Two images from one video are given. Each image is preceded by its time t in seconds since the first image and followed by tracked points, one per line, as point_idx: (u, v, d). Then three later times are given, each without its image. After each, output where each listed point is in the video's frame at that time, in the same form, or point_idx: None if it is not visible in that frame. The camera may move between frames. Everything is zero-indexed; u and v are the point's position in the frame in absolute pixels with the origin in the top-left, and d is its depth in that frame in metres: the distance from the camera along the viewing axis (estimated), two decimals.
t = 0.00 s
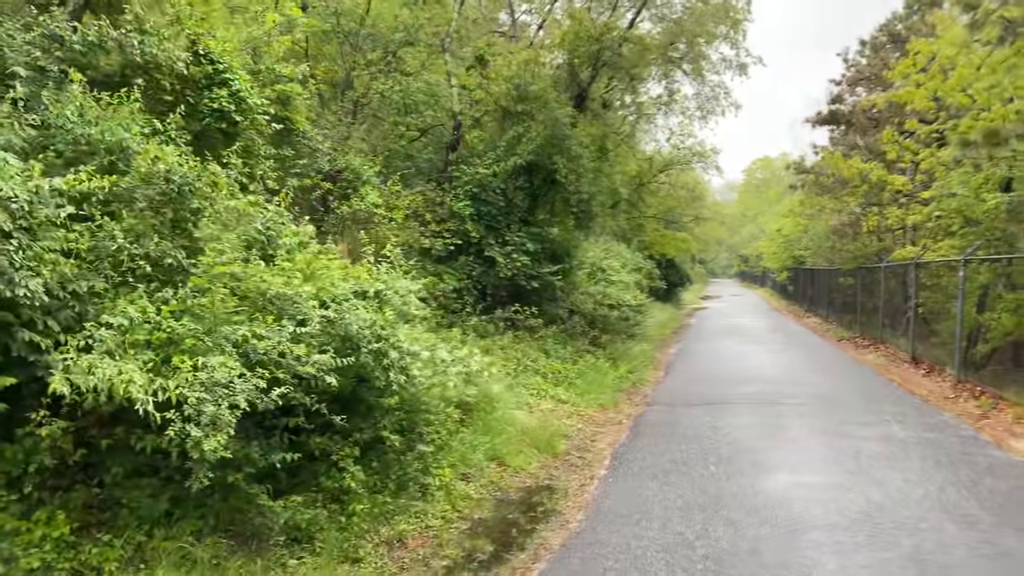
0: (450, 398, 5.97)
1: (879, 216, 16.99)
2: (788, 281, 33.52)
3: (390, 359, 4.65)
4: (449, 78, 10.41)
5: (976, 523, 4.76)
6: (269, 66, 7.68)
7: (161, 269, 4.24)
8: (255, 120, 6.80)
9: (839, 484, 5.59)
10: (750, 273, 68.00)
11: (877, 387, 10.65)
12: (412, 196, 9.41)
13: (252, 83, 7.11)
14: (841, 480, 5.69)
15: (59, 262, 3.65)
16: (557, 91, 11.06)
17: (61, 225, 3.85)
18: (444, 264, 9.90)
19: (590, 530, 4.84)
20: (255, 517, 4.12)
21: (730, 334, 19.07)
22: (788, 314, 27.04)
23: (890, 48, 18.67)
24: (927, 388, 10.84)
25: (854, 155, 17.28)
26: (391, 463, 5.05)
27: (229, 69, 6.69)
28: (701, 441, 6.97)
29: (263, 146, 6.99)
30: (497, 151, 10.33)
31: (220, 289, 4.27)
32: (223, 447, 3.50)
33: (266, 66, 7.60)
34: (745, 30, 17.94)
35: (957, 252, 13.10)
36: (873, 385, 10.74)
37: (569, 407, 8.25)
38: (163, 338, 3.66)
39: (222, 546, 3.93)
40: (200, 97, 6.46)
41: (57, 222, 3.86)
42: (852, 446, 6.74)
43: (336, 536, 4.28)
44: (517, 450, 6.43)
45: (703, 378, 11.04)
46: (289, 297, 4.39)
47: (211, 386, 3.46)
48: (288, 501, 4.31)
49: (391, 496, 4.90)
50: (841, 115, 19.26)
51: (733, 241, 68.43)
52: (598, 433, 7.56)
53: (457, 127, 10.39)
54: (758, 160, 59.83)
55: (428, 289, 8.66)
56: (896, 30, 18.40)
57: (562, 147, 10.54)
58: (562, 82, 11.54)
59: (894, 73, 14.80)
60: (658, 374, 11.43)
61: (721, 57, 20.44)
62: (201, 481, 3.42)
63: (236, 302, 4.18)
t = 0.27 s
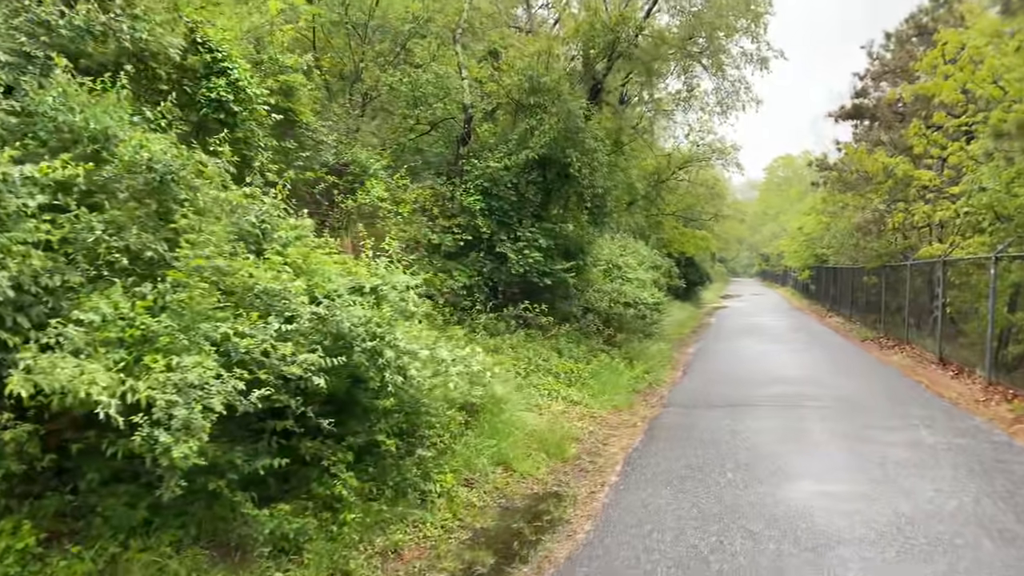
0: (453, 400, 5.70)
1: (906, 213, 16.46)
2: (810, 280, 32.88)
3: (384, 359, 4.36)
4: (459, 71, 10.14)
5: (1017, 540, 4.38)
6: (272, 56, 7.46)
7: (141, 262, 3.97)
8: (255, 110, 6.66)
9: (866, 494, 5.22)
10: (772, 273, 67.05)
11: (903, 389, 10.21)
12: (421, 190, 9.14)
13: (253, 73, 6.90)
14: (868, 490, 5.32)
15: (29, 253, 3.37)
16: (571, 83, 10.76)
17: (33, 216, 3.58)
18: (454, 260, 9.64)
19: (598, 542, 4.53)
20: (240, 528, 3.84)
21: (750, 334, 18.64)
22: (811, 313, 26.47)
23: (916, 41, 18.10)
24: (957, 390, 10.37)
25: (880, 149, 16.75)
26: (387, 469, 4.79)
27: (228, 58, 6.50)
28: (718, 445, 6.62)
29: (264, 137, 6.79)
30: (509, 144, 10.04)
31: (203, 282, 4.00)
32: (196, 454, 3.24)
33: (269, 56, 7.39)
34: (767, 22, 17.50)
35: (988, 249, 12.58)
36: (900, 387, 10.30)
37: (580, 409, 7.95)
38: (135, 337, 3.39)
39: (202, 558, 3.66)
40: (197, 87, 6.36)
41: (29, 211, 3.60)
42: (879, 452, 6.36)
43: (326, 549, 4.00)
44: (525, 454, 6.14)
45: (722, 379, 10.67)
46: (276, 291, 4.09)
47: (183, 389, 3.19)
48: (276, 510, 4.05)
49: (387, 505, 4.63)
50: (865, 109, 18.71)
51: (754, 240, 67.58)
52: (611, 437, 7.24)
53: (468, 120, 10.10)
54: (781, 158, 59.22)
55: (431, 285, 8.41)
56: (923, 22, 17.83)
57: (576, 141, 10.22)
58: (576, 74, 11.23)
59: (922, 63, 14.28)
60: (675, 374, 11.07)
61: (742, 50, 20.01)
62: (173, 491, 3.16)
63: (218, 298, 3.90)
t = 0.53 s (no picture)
0: (442, 407, 5.42)
1: (918, 213, 16.07)
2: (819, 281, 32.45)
3: (361, 367, 4.11)
4: (458, 66, 9.87)
5: None
6: (260, 48, 7.22)
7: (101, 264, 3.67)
8: (240, 103, 6.42)
9: (877, 511, 4.90)
10: (781, 273, 66.48)
11: (915, 394, 9.87)
12: (417, 188, 8.86)
13: (237, 66, 6.65)
14: (879, 506, 5.01)
15: None
16: (574, 79, 10.47)
17: None
18: (451, 260, 9.37)
19: (589, 562, 4.25)
20: (203, 548, 3.58)
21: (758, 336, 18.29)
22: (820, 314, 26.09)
23: (928, 38, 17.69)
24: (970, 396, 10.02)
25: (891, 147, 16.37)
26: (368, 482, 4.53)
27: (211, 49, 6.24)
28: (721, 456, 6.32)
29: (249, 132, 6.54)
30: (509, 141, 9.76)
31: (167, 285, 3.75)
32: (147, 472, 2.98)
33: (258, 49, 7.14)
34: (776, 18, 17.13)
35: (1003, 251, 12.20)
36: (911, 393, 9.96)
37: (579, 415, 7.66)
38: (86, 344, 3.13)
39: None
40: (179, 79, 6.11)
41: None
42: (889, 464, 6.04)
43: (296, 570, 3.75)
44: (518, 464, 5.86)
45: (727, 383, 10.35)
46: (245, 295, 3.84)
47: (132, 401, 2.93)
48: (244, 527, 3.79)
49: (366, 521, 4.37)
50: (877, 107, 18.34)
51: (763, 240, 67.03)
52: (609, 445, 6.95)
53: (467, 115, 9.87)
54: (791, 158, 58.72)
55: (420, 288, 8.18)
56: (935, 18, 17.42)
57: (578, 138, 9.92)
58: (579, 69, 10.94)
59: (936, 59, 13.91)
60: (679, 378, 10.77)
61: (751, 47, 19.65)
62: (119, 513, 2.90)
63: (181, 302, 3.64)
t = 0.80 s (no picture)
0: (425, 411, 5.15)
1: (926, 212, 15.72)
2: (826, 281, 32.04)
3: (331, 369, 3.85)
4: (453, 57, 9.58)
5: None
6: (244, 36, 6.95)
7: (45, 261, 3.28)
8: (219, 92, 6.16)
9: (884, 524, 4.60)
10: (788, 273, 65.94)
11: (924, 397, 9.54)
12: (408, 182, 8.59)
13: (217, 54, 6.40)
14: (886, 517, 4.70)
15: None
16: (573, 71, 10.17)
17: None
18: (446, 258, 9.11)
19: None
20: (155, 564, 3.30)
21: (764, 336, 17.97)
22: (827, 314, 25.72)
23: (937, 33, 17.29)
24: (981, 399, 9.68)
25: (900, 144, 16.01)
26: (341, 492, 4.27)
27: (189, 37, 5.99)
28: (720, 462, 6.02)
29: (229, 123, 6.29)
30: (505, 136, 9.48)
31: (120, 282, 3.49)
32: (82, 484, 2.72)
33: (241, 37, 6.88)
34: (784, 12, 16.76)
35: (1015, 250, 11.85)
36: (920, 396, 9.63)
37: (574, 418, 7.38)
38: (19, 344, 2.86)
39: None
40: (156, 67, 5.86)
41: None
42: (897, 472, 5.73)
43: None
44: (506, 471, 5.59)
45: (730, 384, 10.05)
46: (205, 291, 3.59)
47: (64, 407, 2.67)
48: (202, 541, 3.52)
49: (337, 534, 4.11)
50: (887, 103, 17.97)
51: (771, 239, 66.52)
52: (605, 450, 6.67)
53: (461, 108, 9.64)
54: (798, 156, 58.26)
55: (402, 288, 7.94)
56: (945, 13, 17.05)
57: (577, 132, 9.61)
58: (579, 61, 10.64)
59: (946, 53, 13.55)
60: (681, 379, 10.47)
61: (757, 42, 19.30)
62: (49, 528, 2.63)
63: (132, 300, 3.37)
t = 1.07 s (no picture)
0: (407, 418, 4.88)
1: (937, 209, 15.34)
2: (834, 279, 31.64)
3: (297, 377, 3.58)
4: (448, 49, 9.30)
5: None
6: (226, 26, 6.70)
7: None
8: (198, 83, 5.91)
9: (894, 541, 4.30)
10: (796, 271, 65.43)
11: (935, 400, 9.21)
12: (400, 178, 8.33)
13: (196, 44, 6.15)
14: (897, 534, 4.40)
15: None
16: (572, 64, 9.89)
17: None
18: (439, 256, 8.88)
19: None
20: None
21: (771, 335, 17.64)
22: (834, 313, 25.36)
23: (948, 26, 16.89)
24: (995, 402, 9.34)
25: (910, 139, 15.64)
26: (314, 507, 4.00)
27: (165, 25, 5.73)
28: (721, 471, 5.73)
29: (209, 115, 6.04)
30: (501, 130, 9.23)
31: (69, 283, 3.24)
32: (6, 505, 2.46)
33: (223, 27, 6.63)
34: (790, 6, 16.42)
35: None
36: (931, 398, 9.30)
37: (570, 424, 7.10)
38: None
39: None
40: (131, 57, 5.61)
41: None
42: (908, 483, 5.42)
43: None
44: (494, 480, 5.31)
45: (734, 387, 9.74)
46: (160, 293, 3.33)
47: None
48: (156, 562, 3.26)
49: (309, 551, 3.83)
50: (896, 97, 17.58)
51: (778, 237, 66.01)
52: (601, 457, 6.39)
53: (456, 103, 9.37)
54: (806, 154, 57.80)
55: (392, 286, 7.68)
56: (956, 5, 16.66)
57: (576, 127, 9.33)
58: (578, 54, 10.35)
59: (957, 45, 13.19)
60: (683, 381, 10.18)
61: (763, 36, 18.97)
62: None
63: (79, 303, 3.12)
